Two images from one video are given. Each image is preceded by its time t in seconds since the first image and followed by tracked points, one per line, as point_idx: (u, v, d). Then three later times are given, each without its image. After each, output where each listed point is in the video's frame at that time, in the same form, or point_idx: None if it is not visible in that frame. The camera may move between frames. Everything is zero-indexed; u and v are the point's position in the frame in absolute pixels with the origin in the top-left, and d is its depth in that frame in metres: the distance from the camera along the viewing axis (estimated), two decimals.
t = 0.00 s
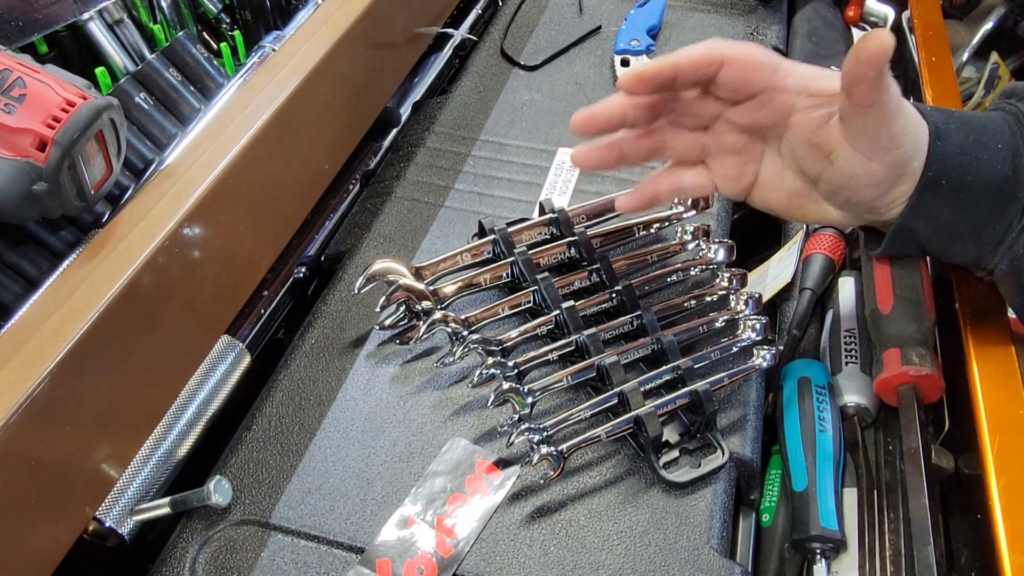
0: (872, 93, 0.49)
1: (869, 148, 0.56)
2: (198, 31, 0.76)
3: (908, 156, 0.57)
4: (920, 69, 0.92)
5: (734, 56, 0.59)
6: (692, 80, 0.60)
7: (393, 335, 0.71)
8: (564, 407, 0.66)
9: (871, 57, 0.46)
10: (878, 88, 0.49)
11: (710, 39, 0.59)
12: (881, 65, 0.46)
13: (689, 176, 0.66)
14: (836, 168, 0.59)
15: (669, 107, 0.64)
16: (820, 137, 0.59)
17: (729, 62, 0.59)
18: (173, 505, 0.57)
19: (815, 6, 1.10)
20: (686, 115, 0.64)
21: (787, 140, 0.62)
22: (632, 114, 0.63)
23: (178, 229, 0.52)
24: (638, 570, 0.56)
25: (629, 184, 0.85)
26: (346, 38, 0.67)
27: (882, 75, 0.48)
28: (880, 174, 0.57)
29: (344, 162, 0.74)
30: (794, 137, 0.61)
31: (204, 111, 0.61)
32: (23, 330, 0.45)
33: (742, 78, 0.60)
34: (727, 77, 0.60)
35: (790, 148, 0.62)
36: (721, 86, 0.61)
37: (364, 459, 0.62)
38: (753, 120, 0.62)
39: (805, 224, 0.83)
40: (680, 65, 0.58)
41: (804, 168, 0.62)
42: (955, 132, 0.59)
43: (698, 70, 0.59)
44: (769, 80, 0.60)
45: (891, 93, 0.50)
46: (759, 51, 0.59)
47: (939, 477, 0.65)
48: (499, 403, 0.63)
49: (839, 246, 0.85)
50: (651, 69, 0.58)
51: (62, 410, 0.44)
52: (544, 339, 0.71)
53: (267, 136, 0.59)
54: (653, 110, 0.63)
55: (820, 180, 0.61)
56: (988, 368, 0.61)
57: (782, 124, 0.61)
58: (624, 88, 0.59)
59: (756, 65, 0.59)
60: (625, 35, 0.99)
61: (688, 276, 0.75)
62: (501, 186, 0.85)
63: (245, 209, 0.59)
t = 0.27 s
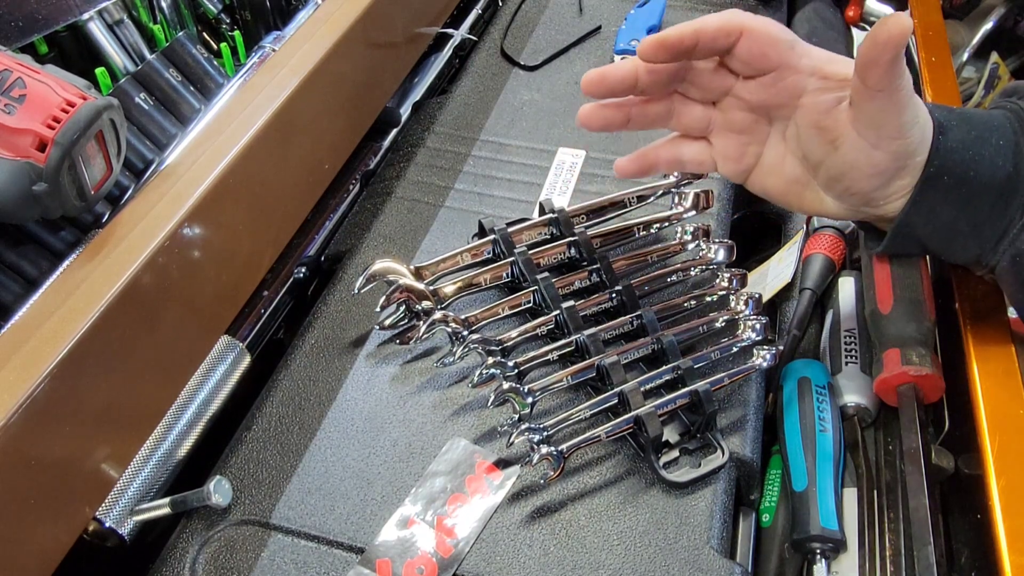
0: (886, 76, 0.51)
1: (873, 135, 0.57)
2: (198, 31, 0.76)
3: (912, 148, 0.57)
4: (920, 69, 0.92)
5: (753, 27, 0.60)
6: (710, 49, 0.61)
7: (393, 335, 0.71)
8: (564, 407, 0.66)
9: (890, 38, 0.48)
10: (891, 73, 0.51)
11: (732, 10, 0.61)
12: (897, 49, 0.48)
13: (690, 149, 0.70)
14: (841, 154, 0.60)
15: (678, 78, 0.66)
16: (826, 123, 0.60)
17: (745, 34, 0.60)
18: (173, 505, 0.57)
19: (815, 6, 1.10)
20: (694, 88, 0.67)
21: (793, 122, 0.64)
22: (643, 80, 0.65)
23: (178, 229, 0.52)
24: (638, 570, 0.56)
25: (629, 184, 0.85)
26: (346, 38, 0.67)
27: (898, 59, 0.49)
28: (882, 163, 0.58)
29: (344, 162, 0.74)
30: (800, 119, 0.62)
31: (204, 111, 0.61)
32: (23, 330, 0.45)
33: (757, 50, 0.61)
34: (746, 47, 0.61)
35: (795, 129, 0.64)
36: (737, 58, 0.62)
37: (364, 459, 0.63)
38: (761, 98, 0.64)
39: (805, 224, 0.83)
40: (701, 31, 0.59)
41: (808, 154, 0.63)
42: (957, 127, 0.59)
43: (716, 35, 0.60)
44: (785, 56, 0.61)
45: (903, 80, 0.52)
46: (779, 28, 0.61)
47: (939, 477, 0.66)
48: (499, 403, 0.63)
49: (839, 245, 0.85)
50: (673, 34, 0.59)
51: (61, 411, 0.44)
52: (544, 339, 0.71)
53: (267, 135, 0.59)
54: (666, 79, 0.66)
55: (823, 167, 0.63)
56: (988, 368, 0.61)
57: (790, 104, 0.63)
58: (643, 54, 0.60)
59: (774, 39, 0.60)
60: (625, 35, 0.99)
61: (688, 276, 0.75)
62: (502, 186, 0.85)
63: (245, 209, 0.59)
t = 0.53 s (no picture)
0: (878, 87, 0.51)
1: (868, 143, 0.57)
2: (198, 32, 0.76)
3: (909, 152, 0.57)
4: (920, 69, 0.92)
5: (744, 38, 0.60)
6: (703, 62, 0.61)
7: (393, 335, 0.71)
8: (564, 407, 0.66)
9: (880, 50, 0.48)
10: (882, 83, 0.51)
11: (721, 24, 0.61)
12: (888, 58, 0.48)
13: (686, 159, 0.70)
14: (837, 161, 0.60)
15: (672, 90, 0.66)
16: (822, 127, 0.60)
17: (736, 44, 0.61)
18: (173, 505, 0.57)
19: (815, 6, 1.10)
20: (688, 99, 0.67)
21: (788, 131, 0.64)
22: (636, 94, 0.65)
23: (178, 229, 0.52)
24: (638, 570, 0.56)
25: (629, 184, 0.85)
26: (346, 38, 0.67)
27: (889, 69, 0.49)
28: (879, 169, 0.58)
29: (344, 162, 0.74)
30: (795, 128, 0.62)
31: (204, 111, 0.61)
32: (23, 330, 0.45)
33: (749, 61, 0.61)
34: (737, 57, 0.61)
35: (790, 137, 0.64)
36: (730, 69, 0.62)
37: (364, 459, 0.63)
38: (755, 108, 0.64)
39: (805, 224, 0.83)
40: (692, 45, 0.60)
41: (804, 158, 0.63)
42: (954, 131, 0.59)
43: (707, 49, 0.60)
44: (777, 65, 0.61)
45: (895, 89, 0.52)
46: (769, 37, 0.61)
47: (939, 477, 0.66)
48: (499, 403, 0.63)
49: (839, 246, 0.85)
50: (665, 49, 0.60)
51: (62, 411, 0.44)
52: (544, 339, 0.71)
53: (267, 135, 0.59)
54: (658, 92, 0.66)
55: (820, 173, 0.62)
56: (988, 369, 0.61)
57: (785, 113, 0.63)
58: (637, 70, 0.61)
59: (765, 49, 0.61)
60: (625, 35, 0.99)
61: (688, 276, 0.75)
62: (502, 186, 0.85)
63: (245, 209, 0.59)
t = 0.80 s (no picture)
0: (878, 94, 0.51)
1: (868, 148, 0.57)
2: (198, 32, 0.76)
3: (909, 153, 0.57)
4: (920, 69, 0.92)
5: (744, 44, 0.60)
6: (702, 68, 0.61)
7: (393, 335, 0.71)
8: (564, 407, 0.66)
9: (879, 57, 0.49)
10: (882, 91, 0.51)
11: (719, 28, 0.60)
12: (887, 65, 0.49)
13: (687, 164, 0.70)
14: (836, 165, 0.60)
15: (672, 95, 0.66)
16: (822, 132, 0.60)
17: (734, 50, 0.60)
18: (173, 505, 0.57)
19: (815, 6, 1.10)
20: (688, 104, 0.67)
21: (788, 134, 0.64)
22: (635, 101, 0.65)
23: (178, 229, 0.52)
24: (638, 570, 0.56)
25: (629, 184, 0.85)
26: (346, 38, 0.67)
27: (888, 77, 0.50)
28: (879, 173, 0.59)
29: (344, 162, 0.74)
30: (795, 132, 0.62)
31: (204, 111, 0.61)
32: (23, 330, 0.45)
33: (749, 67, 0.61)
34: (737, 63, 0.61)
35: (790, 141, 0.64)
36: (730, 74, 0.62)
37: (364, 459, 0.62)
38: (754, 113, 0.64)
39: (805, 224, 0.83)
40: (692, 52, 0.59)
41: (803, 159, 0.63)
42: (954, 132, 0.59)
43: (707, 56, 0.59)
44: (777, 70, 0.61)
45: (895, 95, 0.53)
46: (768, 42, 0.61)
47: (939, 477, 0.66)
48: (499, 403, 0.63)
49: (839, 246, 0.85)
50: (663, 58, 0.59)
51: (62, 411, 0.44)
52: (544, 339, 0.71)
53: (267, 135, 0.59)
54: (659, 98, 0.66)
55: (819, 174, 0.62)
56: (989, 369, 0.61)
57: (784, 117, 0.63)
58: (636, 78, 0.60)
59: (764, 54, 0.60)
60: (625, 35, 0.99)
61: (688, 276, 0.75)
62: (502, 186, 0.85)
63: (245, 209, 0.59)
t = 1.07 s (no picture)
0: (853, 127, 0.51)
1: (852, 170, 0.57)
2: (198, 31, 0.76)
3: (908, 154, 0.57)
4: (920, 69, 0.92)
5: (721, 78, 0.60)
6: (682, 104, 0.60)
7: (393, 335, 0.71)
8: (564, 407, 0.66)
9: (847, 98, 0.48)
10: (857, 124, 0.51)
11: (696, 66, 0.60)
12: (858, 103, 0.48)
13: (683, 185, 0.69)
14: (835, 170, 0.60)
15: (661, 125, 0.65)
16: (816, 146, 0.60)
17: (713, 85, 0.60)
18: (173, 505, 0.57)
19: (815, 6, 1.10)
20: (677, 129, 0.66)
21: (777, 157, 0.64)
22: (620, 135, 0.63)
23: (178, 229, 0.52)
24: (638, 570, 0.56)
25: (629, 184, 0.85)
26: (346, 38, 0.67)
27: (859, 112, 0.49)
28: (868, 195, 0.59)
29: (344, 162, 0.73)
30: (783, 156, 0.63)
31: (204, 111, 0.61)
32: (23, 329, 0.45)
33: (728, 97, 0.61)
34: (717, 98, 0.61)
35: (779, 163, 0.64)
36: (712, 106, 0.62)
37: (364, 459, 0.62)
38: (743, 138, 0.64)
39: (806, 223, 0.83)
40: (669, 92, 0.59)
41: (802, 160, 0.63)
42: (954, 133, 0.59)
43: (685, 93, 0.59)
44: (759, 101, 0.61)
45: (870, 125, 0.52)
46: (744, 72, 0.60)
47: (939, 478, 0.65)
48: (499, 403, 0.63)
49: (839, 245, 0.86)
50: (642, 100, 0.59)
51: (61, 411, 0.44)
52: (544, 339, 0.71)
53: (267, 135, 0.59)
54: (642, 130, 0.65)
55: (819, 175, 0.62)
56: (989, 370, 0.61)
57: (771, 142, 0.63)
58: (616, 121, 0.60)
59: (744, 86, 0.60)
60: (625, 35, 0.99)
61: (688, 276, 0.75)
62: (502, 186, 0.85)
63: (245, 209, 0.59)
